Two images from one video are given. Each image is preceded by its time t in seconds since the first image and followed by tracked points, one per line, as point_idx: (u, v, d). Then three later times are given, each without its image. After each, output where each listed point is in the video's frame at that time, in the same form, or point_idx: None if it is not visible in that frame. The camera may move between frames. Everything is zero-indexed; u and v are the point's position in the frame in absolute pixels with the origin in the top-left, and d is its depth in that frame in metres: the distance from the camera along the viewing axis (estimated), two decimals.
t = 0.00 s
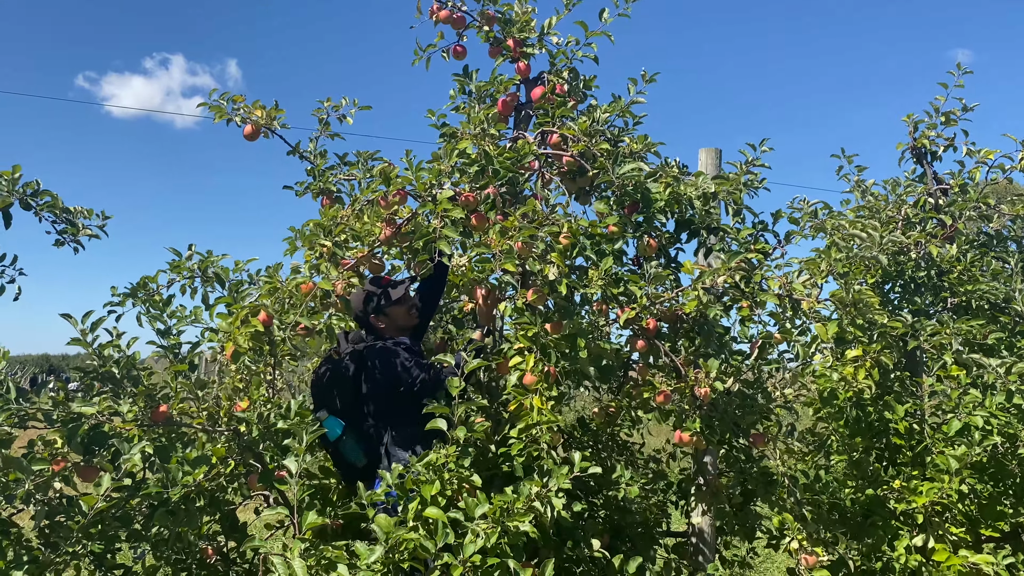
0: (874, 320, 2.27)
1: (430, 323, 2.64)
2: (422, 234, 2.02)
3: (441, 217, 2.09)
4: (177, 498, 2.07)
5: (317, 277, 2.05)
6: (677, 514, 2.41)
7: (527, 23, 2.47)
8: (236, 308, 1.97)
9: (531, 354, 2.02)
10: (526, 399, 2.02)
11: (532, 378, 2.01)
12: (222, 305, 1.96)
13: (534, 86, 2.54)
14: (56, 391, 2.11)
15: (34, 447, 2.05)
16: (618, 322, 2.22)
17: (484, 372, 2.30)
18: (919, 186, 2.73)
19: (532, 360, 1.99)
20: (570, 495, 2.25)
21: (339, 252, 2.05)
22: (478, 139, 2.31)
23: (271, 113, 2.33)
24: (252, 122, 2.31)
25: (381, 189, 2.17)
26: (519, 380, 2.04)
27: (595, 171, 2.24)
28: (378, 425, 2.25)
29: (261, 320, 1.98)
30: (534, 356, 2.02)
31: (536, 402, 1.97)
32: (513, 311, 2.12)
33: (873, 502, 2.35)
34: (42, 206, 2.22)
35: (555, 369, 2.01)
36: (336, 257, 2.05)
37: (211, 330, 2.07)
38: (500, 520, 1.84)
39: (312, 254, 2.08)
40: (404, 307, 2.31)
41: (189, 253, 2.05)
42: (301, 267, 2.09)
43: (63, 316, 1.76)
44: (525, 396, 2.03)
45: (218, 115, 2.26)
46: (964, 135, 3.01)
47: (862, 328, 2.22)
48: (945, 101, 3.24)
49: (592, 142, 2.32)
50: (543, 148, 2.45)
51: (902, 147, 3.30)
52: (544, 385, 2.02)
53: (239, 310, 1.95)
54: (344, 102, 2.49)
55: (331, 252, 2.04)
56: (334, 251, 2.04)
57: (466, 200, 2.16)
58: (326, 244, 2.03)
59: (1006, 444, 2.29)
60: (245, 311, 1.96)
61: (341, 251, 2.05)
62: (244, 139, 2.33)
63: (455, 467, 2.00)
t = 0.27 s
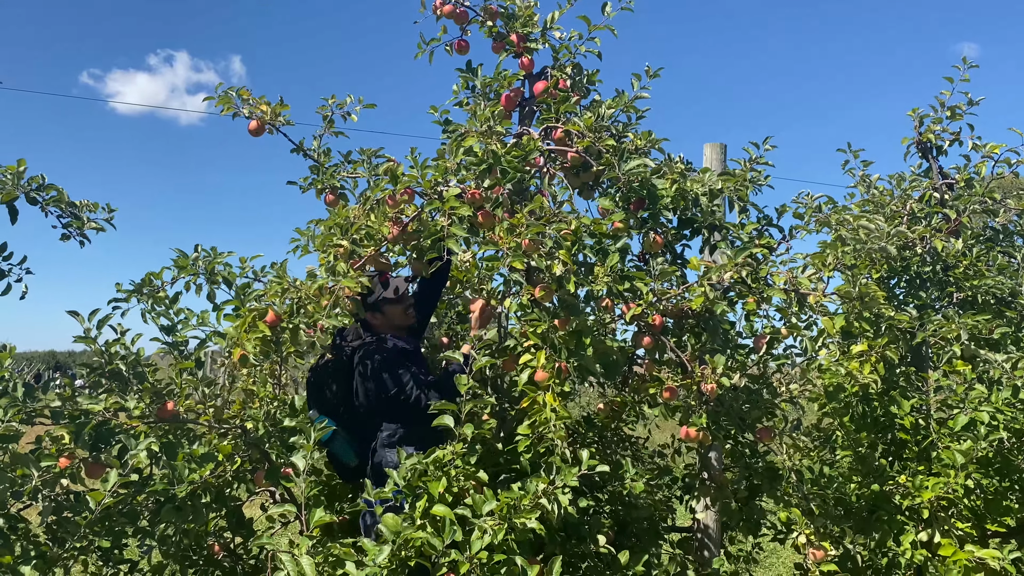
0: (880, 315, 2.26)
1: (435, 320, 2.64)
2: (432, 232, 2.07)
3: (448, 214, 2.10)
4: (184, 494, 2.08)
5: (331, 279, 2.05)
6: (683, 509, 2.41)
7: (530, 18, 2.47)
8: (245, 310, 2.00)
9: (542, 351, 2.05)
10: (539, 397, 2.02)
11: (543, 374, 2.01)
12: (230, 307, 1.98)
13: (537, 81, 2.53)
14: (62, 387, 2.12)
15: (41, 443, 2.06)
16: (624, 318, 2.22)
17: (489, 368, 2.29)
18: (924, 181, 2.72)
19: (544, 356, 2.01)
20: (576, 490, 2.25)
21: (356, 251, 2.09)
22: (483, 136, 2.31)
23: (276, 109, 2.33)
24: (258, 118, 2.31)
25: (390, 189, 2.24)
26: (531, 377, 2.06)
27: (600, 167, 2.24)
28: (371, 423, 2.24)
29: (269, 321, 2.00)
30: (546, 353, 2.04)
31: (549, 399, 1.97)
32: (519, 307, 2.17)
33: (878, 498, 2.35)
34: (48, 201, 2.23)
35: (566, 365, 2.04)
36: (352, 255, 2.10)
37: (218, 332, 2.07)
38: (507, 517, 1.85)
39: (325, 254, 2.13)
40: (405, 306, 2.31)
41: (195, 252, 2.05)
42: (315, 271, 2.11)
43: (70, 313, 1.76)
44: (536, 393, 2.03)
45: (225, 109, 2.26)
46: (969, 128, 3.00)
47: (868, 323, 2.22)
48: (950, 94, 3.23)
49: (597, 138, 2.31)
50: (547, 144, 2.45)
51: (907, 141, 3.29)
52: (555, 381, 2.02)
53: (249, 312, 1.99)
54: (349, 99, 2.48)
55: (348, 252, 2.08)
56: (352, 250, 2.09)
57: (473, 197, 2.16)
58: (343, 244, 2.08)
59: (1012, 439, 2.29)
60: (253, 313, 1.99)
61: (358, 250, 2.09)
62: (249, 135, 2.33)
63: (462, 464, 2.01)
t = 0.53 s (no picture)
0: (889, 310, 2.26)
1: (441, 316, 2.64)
2: (439, 229, 2.08)
3: (455, 211, 2.10)
4: (192, 490, 2.09)
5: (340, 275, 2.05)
6: (690, 504, 2.41)
7: (533, 12, 2.46)
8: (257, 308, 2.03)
9: (551, 347, 2.06)
10: (549, 392, 2.02)
11: (553, 370, 2.01)
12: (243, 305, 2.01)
13: (542, 75, 2.53)
14: (71, 383, 2.13)
15: (51, 438, 2.07)
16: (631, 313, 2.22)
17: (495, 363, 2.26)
18: (932, 175, 2.71)
19: (553, 351, 2.02)
20: (583, 485, 2.25)
21: (365, 247, 2.10)
22: (489, 131, 2.31)
23: (283, 106, 2.33)
24: (265, 113, 2.32)
25: (397, 185, 2.20)
26: (540, 373, 2.05)
27: (607, 162, 2.24)
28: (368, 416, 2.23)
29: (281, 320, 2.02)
30: (556, 349, 2.05)
31: (560, 394, 1.97)
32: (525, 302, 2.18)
33: (886, 493, 2.35)
34: (58, 197, 2.25)
35: (576, 360, 2.04)
36: (363, 251, 2.11)
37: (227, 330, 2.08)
38: (514, 512, 1.86)
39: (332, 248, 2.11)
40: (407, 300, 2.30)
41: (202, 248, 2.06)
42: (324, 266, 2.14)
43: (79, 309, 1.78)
44: (547, 389, 2.03)
45: (233, 100, 2.31)
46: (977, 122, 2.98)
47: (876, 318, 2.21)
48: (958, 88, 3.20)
49: (603, 133, 2.31)
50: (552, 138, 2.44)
51: (915, 135, 3.27)
52: (566, 377, 2.02)
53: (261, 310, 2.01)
54: (354, 98, 2.49)
55: (357, 246, 2.08)
56: (361, 245, 2.08)
57: (480, 193, 2.16)
58: (354, 237, 2.07)
59: (1021, 434, 2.28)
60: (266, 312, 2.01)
61: (368, 245, 2.09)
62: (256, 130, 2.34)
63: (469, 460, 2.02)
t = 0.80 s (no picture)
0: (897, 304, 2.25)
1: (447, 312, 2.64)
2: (446, 231, 2.06)
3: (461, 210, 2.09)
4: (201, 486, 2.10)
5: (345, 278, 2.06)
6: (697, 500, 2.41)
7: (536, 6, 2.46)
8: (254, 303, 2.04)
9: (558, 344, 2.06)
10: (556, 390, 2.03)
11: (559, 368, 2.04)
12: (239, 300, 2.01)
13: (545, 70, 2.53)
14: (80, 380, 2.14)
15: (59, 434, 2.08)
16: (637, 309, 2.20)
17: (502, 360, 2.28)
18: (939, 169, 2.69)
19: (559, 349, 2.02)
20: (590, 481, 2.25)
21: (369, 252, 2.08)
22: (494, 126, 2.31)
23: (288, 103, 2.34)
24: (271, 109, 2.33)
25: (403, 186, 2.21)
26: (546, 370, 2.07)
27: (613, 157, 2.23)
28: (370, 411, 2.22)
29: (279, 315, 2.05)
30: (562, 347, 2.06)
31: (566, 392, 1.99)
32: (532, 299, 2.15)
33: (894, 487, 2.34)
34: (64, 193, 2.26)
35: (582, 359, 2.05)
36: (365, 256, 2.09)
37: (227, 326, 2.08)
38: (522, 508, 1.86)
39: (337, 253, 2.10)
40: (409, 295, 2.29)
41: (206, 246, 2.06)
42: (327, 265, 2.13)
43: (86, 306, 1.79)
44: (553, 387, 2.04)
45: (240, 91, 2.35)
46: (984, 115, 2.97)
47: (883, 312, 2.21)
48: (965, 81, 3.18)
49: (609, 128, 2.30)
50: (556, 133, 2.44)
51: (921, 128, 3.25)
52: (572, 375, 2.04)
53: (258, 305, 2.03)
54: (360, 97, 2.50)
55: (360, 253, 2.06)
56: (364, 251, 2.07)
57: (486, 191, 2.13)
58: (357, 244, 2.06)
59: None
60: (262, 307, 2.03)
61: (371, 251, 2.07)
62: (262, 126, 2.34)
63: (476, 456, 2.02)
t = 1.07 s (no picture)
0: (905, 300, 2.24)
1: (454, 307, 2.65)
2: (454, 223, 2.08)
3: (469, 204, 2.11)
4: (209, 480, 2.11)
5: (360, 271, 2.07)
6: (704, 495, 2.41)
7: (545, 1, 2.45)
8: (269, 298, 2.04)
9: (561, 338, 2.06)
10: (558, 383, 2.02)
11: (562, 361, 2.01)
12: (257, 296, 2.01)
13: (554, 65, 2.52)
14: (89, 375, 2.15)
15: (69, 429, 2.10)
16: (645, 304, 2.21)
17: (509, 355, 2.27)
18: (949, 164, 2.68)
19: (563, 343, 2.03)
20: (596, 476, 2.26)
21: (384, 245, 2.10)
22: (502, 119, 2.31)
23: (296, 98, 2.34)
24: (279, 105, 2.33)
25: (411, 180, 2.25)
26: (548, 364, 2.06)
27: (621, 152, 2.23)
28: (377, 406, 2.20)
29: (295, 313, 2.01)
30: (567, 340, 2.05)
31: (567, 386, 1.97)
32: (539, 294, 2.16)
33: (902, 483, 2.36)
34: (73, 191, 2.26)
35: (585, 351, 2.05)
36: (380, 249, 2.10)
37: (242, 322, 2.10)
38: (527, 503, 1.88)
39: (353, 248, 2.10)
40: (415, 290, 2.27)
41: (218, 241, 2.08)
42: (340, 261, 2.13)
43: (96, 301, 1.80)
44: (554, 380, 2.03)
45: (246, 90, 2.33)
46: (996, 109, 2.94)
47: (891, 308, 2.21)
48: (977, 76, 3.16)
49: (616, 123, 2.30)
50: (564, 129, 2.44)
51: (932, 123, 3.23)
52: (574, 369, 2.02)
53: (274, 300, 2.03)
54: (368, 91, 2.50)
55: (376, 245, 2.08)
56: (379, 243, 2.09)
57: (494, 185, 2.18)
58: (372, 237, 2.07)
59: None
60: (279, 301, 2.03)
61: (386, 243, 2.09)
62: (270, 122, 2.34)
63: (482, 450, 2.03)
